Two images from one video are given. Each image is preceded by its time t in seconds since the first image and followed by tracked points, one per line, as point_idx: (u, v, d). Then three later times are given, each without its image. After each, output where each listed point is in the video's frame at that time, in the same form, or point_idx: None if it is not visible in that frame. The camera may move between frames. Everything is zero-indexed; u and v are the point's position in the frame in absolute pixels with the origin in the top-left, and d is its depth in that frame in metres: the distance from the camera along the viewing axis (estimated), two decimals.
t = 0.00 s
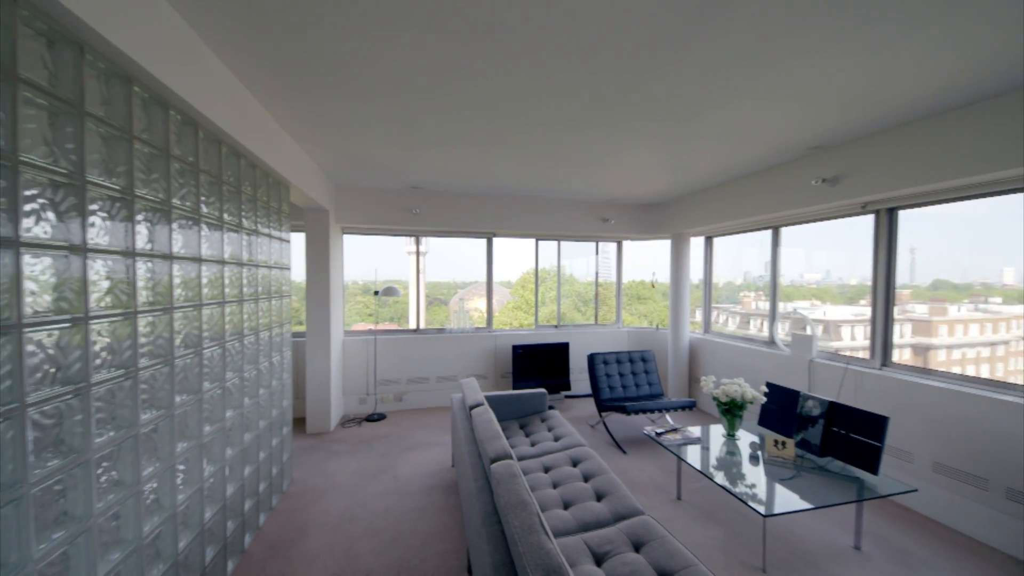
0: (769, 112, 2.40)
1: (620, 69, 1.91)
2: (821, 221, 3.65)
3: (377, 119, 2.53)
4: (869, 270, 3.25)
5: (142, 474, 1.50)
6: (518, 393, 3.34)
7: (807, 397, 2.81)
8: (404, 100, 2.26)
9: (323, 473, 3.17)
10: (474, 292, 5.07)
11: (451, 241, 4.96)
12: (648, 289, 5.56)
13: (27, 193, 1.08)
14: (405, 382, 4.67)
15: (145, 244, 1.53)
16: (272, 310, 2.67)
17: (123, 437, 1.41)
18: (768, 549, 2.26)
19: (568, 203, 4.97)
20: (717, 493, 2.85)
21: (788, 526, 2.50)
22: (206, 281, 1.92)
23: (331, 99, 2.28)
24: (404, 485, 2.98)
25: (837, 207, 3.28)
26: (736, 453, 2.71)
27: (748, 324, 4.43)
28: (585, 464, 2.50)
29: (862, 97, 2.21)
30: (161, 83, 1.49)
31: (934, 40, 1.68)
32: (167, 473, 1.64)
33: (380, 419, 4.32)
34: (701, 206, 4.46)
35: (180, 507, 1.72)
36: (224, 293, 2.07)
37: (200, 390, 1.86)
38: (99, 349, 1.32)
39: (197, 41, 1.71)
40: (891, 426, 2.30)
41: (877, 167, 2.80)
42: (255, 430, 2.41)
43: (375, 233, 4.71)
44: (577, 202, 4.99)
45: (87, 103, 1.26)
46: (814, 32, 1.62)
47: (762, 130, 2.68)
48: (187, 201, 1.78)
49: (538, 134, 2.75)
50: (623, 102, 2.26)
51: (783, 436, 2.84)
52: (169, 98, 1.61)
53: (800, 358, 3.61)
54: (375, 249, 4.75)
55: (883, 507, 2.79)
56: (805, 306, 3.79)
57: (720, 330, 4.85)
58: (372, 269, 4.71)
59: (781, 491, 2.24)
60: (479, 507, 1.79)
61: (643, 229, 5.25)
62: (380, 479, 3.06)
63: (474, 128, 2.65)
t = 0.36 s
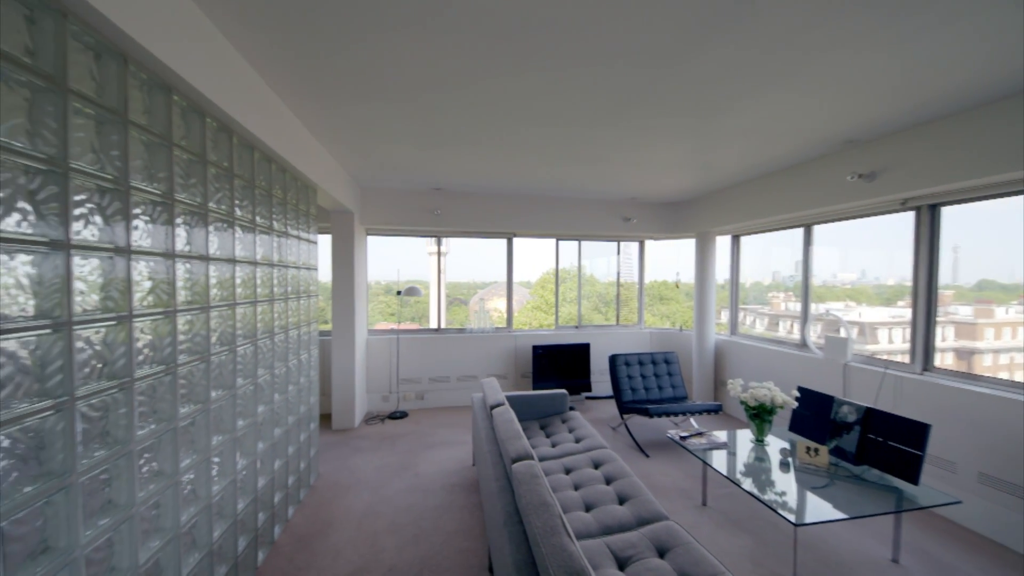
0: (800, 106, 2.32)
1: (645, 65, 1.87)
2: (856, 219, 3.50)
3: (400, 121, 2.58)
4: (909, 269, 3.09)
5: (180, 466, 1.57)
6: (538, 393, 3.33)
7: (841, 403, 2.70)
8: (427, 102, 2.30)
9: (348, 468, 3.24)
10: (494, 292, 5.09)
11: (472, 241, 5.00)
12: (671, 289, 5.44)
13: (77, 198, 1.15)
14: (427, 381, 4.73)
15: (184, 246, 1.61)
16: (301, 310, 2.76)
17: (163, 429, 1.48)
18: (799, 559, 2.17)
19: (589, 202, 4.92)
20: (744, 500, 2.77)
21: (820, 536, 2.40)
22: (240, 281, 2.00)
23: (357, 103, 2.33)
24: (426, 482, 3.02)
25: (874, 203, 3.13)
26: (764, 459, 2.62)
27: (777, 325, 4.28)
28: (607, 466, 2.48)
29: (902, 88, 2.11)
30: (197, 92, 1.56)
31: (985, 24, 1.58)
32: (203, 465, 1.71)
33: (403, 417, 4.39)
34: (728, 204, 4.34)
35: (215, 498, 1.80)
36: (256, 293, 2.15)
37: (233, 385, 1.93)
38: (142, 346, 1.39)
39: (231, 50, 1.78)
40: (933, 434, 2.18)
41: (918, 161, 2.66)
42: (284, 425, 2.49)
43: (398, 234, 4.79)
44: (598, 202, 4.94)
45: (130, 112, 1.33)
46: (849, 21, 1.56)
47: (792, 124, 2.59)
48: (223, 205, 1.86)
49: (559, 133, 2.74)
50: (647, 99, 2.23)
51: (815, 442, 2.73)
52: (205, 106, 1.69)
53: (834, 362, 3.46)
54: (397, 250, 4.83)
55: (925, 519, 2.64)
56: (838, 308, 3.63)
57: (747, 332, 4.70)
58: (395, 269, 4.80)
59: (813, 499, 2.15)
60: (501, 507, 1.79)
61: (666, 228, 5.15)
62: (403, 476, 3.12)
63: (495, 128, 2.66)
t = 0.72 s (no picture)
0: (833, 99, 2.22)
1: (670, 61, 1.84)
2: (894, 216, 3.33)
3: (422, 123, 2.62)
4: (953, 270, 2.92)
5: (215, 458, 1.63)
6: (558, 394, 3.32)
7: (878, 409, 2.57)
8: (448, 103, 2.32)
9: (371, 464, 3.31)
10: (513, 292, 5.09)
11: (492, 242, 5.02)
12: (695, 289, 5.32)
13: (122, 203, 1.21)
14: (448, 380, 4.78)
15: (220, 247, 1.67)
16: (327, 309, 2.83)
17: (200, 423, 1.54)
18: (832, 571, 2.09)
19: (610, 201, 4.86)
20: (773, 508, 2.68)
21: (855, 547, 2.30)
22: (271, 281, 2.07)
23: (380, 106, 2.38)
24: (447, 480, 3.05)
25: (914, 200, 2.98)
26: (795, 466, 2.53)
27: (808, 328, 4.13)
28: (629, 469, 2.44)
29: (945, 78, 1.99)
30: (231, 99, 1.62)
31: None
32: (236, 458, 1.78)
33: (424, 415, 4.45)
34: (756, 202, 4.21)
35: (247, 490, 1.87)
36: (286, 292, 2.22)
37: (265, 382, 2.00)
38: (181, 343, 1.45)
39: (262, 57, 1.84)
40: (979, 443, 2.06)
41: (963, 155, 2.51)
42: (311, 421, 2.56)
43: (419, 235, 4.86)
44: (620, 201, 4.87)
45: (170, 120, 1.40)
46: (887, 11, 1.49)
47: (824, 118, 2.49)
48: (255, 208, 1.92)
49: (581, 132, 2.72)
50: (670, 96, 2.18)
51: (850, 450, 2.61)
52: (239, 113, 1.76)
53: (870, 366, 3.31)
54: (418, 251, 4.89)
55: (973, 533, 2.49)
56: (874, 310, 3.47)
57: (776, 334, 4.55)
58: (416, 269, 4.86)
59: (847, 509, 2.06)
60: (522, 507, 1.79)
61: (690, 227, 5.03)
62: (425, 473, 3.16)
63: (516, 128, 2.67)
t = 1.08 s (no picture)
0: (870, 90, 2.12)
1: (695, 55, 1.79)
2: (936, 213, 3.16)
3: (444, 124, 2.64)
4: (998, 269, 2.76)
5: (246, 452, 1.69)
6: (578, 395, 3.29)
7: (917, 415, 2.44)
8: (470, 104, 2.33)
9: (393, 461, 3.36)
10: (532, 292, 5.08)
11: (511, 242, 5.03)
12: (720, 290, 5.18)
13: (162, 207, 1.27)
14: (468, 379, 4.81)
15: (251, 249, 1.73)
16: (351, 309, 2.89)
17: (233, 418, 1.60)
18: None
19: (631, 200, 4.79)
20: (803, 517, 2.58)
21: (893, 560, 2.19)
22: (299, 281, 2.13)
23: (403, 108, 2.41)
24: (467, 479, 3.07)
25: (958, 195, 2.81)
26: (827, 474, 2.42)
27: (841, 330, 3.96)
28: (652, 473, 2.39)
29: (994, 65, 1.88)
30: (261, 105, 1.68)
31: None
32: (266, 452, 1.84)
33: (444, 414, 4.49)
34: (785, 200, 4.07)
35: (276, 483, 1.93)
36: (313, 292, 2.28)
37: (293, 379, 2.06)
38: (215, 341, 1.51)
39: (290, 63, 1.89)
40: None
41: (1014, 146, 2.35)
42: (336, 418, 2.62)
43: (439, 235, 4.91)
44: (641, 199, 4.80)
45: (206, 127, 1.46)
46: None
47: (860, 111, 2.38)
48: (284, 211, 1.98)
49: (602, 130, 2.69)
50: (696, 91, 2.14)
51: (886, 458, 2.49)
52: (269, 119, 1.81)
53: (910, 371, 3.15)
54: (438, 251, 4.94)
55: None
56: (912, 311, 3.31)
57: (806, 336, 4.38)
58: (436, 270, 4.92)
59: (884, 520, 1.96)
60: (543, 508, 1.78)
61: (715, 226, 4.91)
62: (445, 471, 3.19)
63: (537, 127, 2.66)
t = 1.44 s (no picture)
0: (910, 80, 2.02)
1: (723, 49, 1.75)
2: (981, 208, 2.97)
3: (465, 125, 2.66)
4: None
5: (276, 446, 1.75)
6: (599, 396, 3.25)
7: (960, 422, 2.31)
8: (491, 105, 2.34)
9: (414, 458, 3.41)
10: (551, 292, 5.06)
11: (530, 242, 5.02)
12: (745, 290, 5.03)
13: (198, 210, 1.32)
14: (487, 379, 4.83)
15: (281, 250, 1.79)
16: (374, 308, 2.95)
17: (263, 413, 1.66)
18: None
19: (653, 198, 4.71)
20: (836, 526, 2.48)
21: None
22: (325, 281, 2.18)
23: (425, 111, 2.44)
24: (487, 478, 3.08)
25: (1002, 190, 2.65)
26: (861, 482, 2.32)
27: (876, 332, 3.79)
28: (675, 477, 2.34)
29: None
30: (290, 110, 1.73)
31: None
32: (294, 447, 1.89)
33: (464, 413, 4.52)
34: (816, 197, 3.92)
35: (304, 478, 1.98)
36: (338, 292, 2.33)
37: (319, 376, 2.11)
38: (247, 339, 1.57)
39: (317, 69, 1.94)
40: None
41: None
42: (360, 415, 2.67)
43: (459, 236, 4.94)
44: (664, 198, 4.71)
45: (238, 132, 1.51)
46: None
47: (899, 102, 2.27)
48: (311, 213, 2.04)
49: (624, 128, 2.65)
50: (722, 86, 2.08)
51: (926, 467, 2.36)
52: (297, 124, 1.87)
53: (950, 375, 3.00)
54: (458, 251, 4.98)
55: None
56: (954, 313, 3.14)
57: (838, 338, 4.21)
58: (456, 270, 4.96)
59: (925, 532, 1.86)
60: (564, 510, 1.76)
61: (740, 224, 4.77)
62: (465, 470, 3.21)
63: (558, 126, 2.64)
